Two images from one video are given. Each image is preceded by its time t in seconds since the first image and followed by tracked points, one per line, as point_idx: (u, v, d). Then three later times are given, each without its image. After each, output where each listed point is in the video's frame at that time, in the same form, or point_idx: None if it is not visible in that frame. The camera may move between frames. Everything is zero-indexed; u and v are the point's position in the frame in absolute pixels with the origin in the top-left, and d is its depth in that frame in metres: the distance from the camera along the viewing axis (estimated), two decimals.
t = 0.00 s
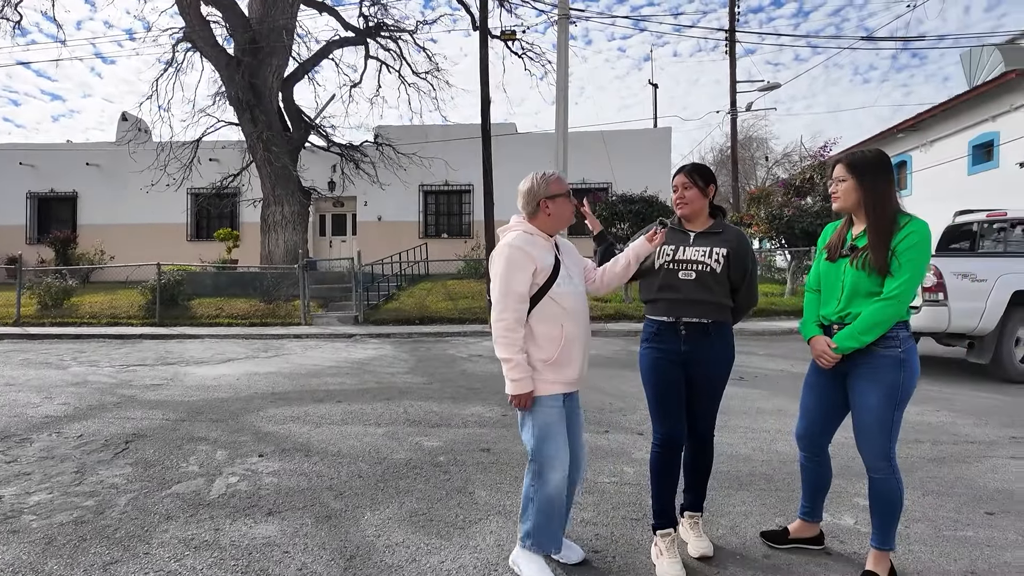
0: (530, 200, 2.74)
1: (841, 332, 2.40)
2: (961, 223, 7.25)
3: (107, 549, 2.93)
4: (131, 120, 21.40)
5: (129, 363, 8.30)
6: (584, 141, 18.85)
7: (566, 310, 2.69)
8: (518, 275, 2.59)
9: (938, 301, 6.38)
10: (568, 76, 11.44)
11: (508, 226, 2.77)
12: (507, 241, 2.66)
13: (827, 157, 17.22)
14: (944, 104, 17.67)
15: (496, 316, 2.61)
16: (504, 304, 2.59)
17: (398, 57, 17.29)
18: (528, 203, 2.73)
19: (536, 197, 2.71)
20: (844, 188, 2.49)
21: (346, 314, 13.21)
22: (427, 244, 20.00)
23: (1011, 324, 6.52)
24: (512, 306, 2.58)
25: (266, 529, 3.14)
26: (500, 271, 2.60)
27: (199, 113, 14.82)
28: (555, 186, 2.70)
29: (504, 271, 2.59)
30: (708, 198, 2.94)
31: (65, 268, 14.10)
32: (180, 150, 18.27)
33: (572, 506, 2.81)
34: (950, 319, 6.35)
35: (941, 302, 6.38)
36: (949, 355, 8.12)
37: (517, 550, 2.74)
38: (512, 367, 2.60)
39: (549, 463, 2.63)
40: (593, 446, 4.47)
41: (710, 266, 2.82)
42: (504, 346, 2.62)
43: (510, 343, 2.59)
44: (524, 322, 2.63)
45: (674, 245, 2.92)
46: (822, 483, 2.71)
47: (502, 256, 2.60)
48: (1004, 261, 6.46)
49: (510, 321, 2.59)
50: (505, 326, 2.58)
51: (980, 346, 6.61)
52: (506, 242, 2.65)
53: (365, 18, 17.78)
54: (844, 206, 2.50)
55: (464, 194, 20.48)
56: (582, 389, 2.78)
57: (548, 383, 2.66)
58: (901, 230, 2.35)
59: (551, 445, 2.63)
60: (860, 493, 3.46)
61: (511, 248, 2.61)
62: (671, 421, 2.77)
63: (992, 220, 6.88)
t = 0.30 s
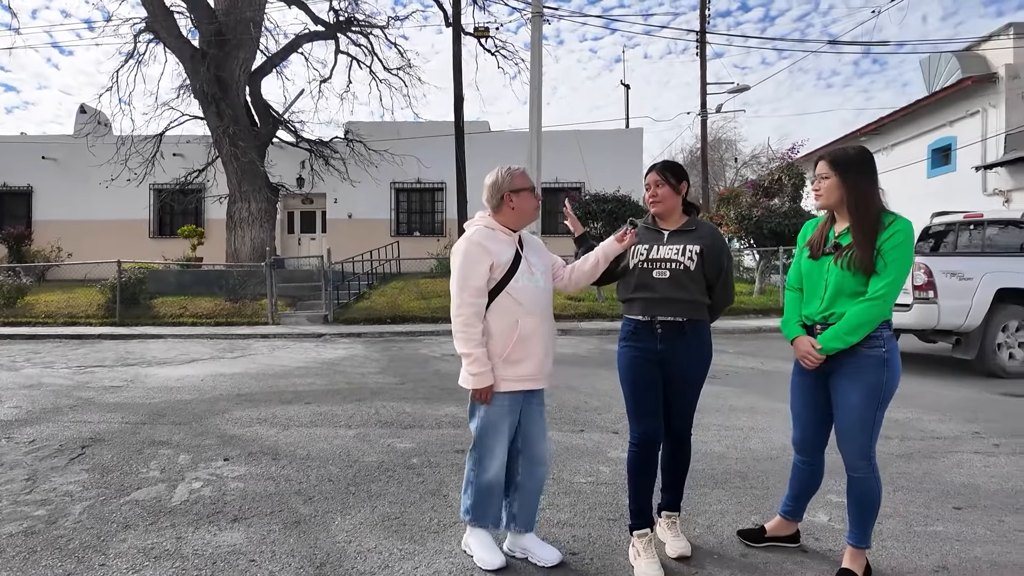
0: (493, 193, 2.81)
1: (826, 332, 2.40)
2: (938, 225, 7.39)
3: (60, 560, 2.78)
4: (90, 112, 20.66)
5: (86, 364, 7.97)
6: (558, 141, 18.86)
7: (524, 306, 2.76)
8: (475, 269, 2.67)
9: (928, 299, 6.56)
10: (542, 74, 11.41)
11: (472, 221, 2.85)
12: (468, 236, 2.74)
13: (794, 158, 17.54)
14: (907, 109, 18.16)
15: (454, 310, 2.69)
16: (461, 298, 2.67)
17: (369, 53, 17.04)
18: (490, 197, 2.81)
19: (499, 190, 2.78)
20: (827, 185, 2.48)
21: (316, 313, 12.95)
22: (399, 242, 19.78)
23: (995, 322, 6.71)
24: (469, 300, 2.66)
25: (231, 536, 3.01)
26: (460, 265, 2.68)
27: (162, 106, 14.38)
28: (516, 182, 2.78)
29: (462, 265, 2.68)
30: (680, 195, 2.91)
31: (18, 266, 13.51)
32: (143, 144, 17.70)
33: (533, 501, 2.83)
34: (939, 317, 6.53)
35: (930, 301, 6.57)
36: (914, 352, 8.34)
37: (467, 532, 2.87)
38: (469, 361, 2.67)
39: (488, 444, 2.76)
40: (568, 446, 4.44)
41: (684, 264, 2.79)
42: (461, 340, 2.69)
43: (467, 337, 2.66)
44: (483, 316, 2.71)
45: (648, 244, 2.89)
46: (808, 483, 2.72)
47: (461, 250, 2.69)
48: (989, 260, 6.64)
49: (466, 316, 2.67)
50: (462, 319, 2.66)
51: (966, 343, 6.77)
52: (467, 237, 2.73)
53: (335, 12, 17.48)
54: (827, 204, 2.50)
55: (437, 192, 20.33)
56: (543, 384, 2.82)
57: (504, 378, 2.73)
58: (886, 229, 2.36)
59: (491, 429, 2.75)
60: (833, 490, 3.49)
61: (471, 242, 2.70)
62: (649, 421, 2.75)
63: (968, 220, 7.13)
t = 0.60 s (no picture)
0: (459, 188, 2.74)
1: (814, 329, 2.39)
2: (919, 224, 7.67)
3: (13, 572, 2.62)
4: (48, 103, 19.90)
5: (44, 365, 7.64)
6: (533, 139, 18.84)
7: (490, 304, 2.69)
8: (440, 267, 2.61)
9: (924, 297, 6.73)
10: (517, 72, 11.34)
11: (440, 218, 2.78)
12: (433, 233, 2.67)
13: (765, 159, 17.82)
14: (874, 112, 18.60)
15: (419, 309, 2.64)
16: (425, 297, 2.62)
17: (341, 48, 16.75)
18: (457, 192, 2.73)
19: (465, 185, 2.70)
20: (815, 179, 2.48)
21: (286, 312, 12.67)
22: (372, 240, 19.52)
23: (984, 317, 6.88)
24: (434, 298, 2.60)
25: (199, 544, 2.88)
26: (424, 263, 2.62)
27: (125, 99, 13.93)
28: (481, 176, 2.70)
29: (427, 263, 2.61)
30: (660, 189, 2.86)
31: None
32: (104, 137, 17.10)
33: (521, 498, 2.79)
34: (935, 314, 6.72)
35: (926, 298, 6.74)
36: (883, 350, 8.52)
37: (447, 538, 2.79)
38: (434, 361, 2.61)
39: (461, 444, 2.68)
40: (546, 445, 4.39)
41: (664, 260, 2.75)
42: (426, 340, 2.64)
43: (432, 336, 2.60)
44: (449, 314, 2.64)
45: (629, 240, 2.85)
46: (786, 481, 2.71)
47: (425, 248, 2.63)
48: (977, 258, 6.89)
49: (431, 315, 2.60)
50: (426, 318, 2.60)
51: (958, 339, 6.92)
52: (432, 234, 2.67)
53: (307, 6, 17.15)
54: (815, 198, 2.49)
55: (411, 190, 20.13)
56: (513, 382, 2.76)
57: (471, 378, 2.67)
58: (874, 225, 2.36)
59: (463, 428, 2.68)
60: (812, 487, 3.50)
61: (435, 239, 2.63)
62: (630, 420, 2.71)
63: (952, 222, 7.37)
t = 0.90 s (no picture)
0: (431, 186, 2.69)
1: (790, 329, 2.39)
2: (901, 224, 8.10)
3: None
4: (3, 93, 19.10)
5: None
6: (508, 137, 18.78)
7: (468, 301, 2.63)
8: (415, 264, 2.54)
9: (921, 295, 6.91)
10: (491, 68, 11.27)
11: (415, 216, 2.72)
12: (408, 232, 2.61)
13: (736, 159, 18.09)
14: (841, 114, 19.02)
15: (395, 308, 2.57)
16: (401, 297, 2.55)
17: (312, 41, 16.43)
18: (428, 190, 2.68)
19: (437, 182, 2.65)
20: (794, 175, 2.48)
21: (255, 311, 12.39)
22: (344, 237, 19.25)
23: (973, 313, 7.09)
24: (409, 297, 2.54)
25: (163, 553, 2.77)
26: (399, 262, 2.56)
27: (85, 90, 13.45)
28: (449, 171, 2.64)
29: (401, 261, 2.55)
30: (642, 188, 2.84)
31: None
32: (63, 129, 16.48)
33: (489, 493, 2.80)
34: (931, 310, 6.92)
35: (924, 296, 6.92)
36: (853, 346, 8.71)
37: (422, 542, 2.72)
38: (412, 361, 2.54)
39: (443, 445, 2.63)
40: (523, 445, 4.35)
41: (644, 260, 2.73)
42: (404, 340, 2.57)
43: (409, 335, 2.53)
44: (425, 313, 2.58)
45: (610, 239, 2.82)
46: (760, 479, 2.72)
47: (399, 247, 2.57)
48: (968, 257, 7.11)
49: (408, 314, 2.54)
50: (401, 317, 2.53)
51: (951, 334, 7.08)
52: (406, 232, 2.61)
53: None
54: (792, 194, 2.50)
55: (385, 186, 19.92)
56: (492, 380, 2.72)
57: (449, 377, 2.61)
58: (849, 224, 2.37)
59: (445, 429, 2.62)
60: (786, 483, 3.54)
61: (410, 237, 2.57)
62: (609, 420, 2.68)
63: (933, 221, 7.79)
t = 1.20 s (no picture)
0: (412, 183, 2.63)
1: (754, 329, 2.42)
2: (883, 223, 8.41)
3: None
4: None
5: None
6: (482, 134, 18.70)
7: (451, 297, 2.58)
8: (396, 261, 2.49)
9: (921, 292, 7.06)
10: (465, 66, 11.18)
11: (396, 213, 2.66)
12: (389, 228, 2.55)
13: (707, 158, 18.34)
14: (807, 117, 19.44)
15: (377, 305, 2.51)
16: (384, 294, 2.49)
17: (281, 35, 16.10)
18: (408, 188, 2.63)
19: (418, 179, 2.59)
20: (766, 170, 2.48)
21: (221, 310, 12.08)
22: (314, 234, 18.94)
23: (962, 308, 7.35)
24: (392, 293, 2.48)
25: (123, 564, 2.65)
26: (381, 259, 2.50)
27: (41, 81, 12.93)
28: (430, 169, 2.59)
29: (383, 258, 2.49)
30: (623, 187, 2.81)
31: None
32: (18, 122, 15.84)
33: (466, 495, 2.75)
34: (930, 307, 7.09)
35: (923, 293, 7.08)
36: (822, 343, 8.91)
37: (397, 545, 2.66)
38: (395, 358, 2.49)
39: (422, 445, 2.57)
40: (499, 444, 4.32)
41: (619, 258, 2.72)
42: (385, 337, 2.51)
43: (390, 331, 2.48)
44: (408, 310, 2.52)
45: (585, 239, 2.80)
46: (735, 480, 2.68)
47: (380, 243, 2.50)
48: (957, 256, 7.34)
49: (390, 310, 2.48)
50: (384, 313, 2.48)
51: (942, 328, 7.33)
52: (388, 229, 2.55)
53: None
54: (764, 189, 2.50)
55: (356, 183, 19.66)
56: (475, 378, 2.67)
57: (432, 374, 2.55)
58: (814, 223, 2.38)
59: (424, 428, 2.57)
60: (759, 480, 3.57)
61: (391, 234, 2.51)
62: (585, 417, 2.66)
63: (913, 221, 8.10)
